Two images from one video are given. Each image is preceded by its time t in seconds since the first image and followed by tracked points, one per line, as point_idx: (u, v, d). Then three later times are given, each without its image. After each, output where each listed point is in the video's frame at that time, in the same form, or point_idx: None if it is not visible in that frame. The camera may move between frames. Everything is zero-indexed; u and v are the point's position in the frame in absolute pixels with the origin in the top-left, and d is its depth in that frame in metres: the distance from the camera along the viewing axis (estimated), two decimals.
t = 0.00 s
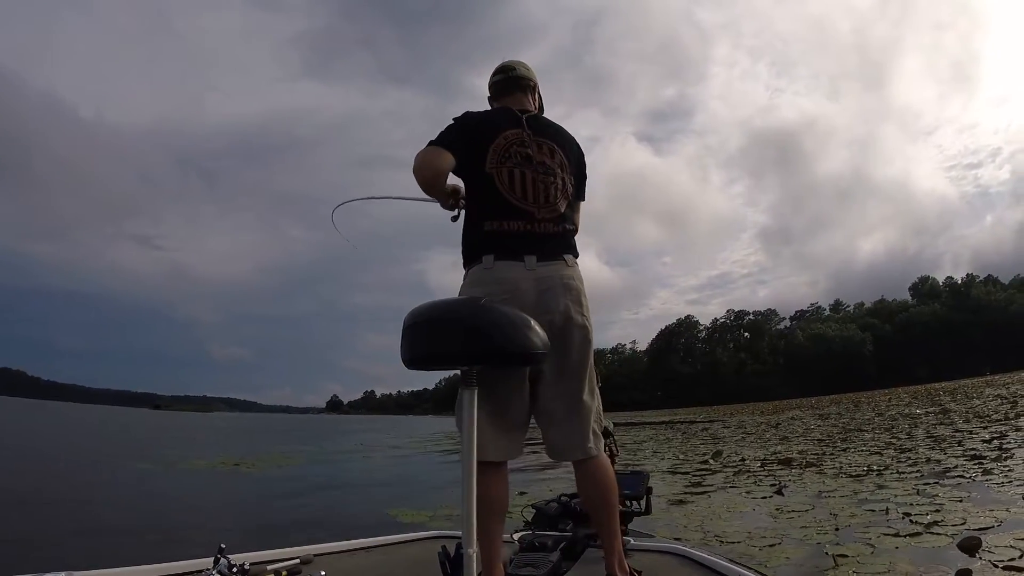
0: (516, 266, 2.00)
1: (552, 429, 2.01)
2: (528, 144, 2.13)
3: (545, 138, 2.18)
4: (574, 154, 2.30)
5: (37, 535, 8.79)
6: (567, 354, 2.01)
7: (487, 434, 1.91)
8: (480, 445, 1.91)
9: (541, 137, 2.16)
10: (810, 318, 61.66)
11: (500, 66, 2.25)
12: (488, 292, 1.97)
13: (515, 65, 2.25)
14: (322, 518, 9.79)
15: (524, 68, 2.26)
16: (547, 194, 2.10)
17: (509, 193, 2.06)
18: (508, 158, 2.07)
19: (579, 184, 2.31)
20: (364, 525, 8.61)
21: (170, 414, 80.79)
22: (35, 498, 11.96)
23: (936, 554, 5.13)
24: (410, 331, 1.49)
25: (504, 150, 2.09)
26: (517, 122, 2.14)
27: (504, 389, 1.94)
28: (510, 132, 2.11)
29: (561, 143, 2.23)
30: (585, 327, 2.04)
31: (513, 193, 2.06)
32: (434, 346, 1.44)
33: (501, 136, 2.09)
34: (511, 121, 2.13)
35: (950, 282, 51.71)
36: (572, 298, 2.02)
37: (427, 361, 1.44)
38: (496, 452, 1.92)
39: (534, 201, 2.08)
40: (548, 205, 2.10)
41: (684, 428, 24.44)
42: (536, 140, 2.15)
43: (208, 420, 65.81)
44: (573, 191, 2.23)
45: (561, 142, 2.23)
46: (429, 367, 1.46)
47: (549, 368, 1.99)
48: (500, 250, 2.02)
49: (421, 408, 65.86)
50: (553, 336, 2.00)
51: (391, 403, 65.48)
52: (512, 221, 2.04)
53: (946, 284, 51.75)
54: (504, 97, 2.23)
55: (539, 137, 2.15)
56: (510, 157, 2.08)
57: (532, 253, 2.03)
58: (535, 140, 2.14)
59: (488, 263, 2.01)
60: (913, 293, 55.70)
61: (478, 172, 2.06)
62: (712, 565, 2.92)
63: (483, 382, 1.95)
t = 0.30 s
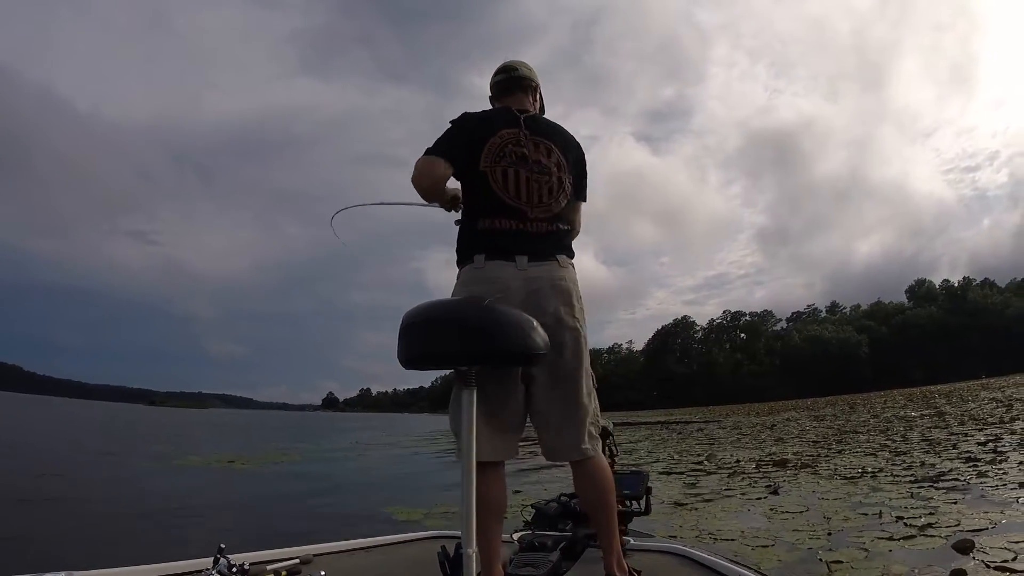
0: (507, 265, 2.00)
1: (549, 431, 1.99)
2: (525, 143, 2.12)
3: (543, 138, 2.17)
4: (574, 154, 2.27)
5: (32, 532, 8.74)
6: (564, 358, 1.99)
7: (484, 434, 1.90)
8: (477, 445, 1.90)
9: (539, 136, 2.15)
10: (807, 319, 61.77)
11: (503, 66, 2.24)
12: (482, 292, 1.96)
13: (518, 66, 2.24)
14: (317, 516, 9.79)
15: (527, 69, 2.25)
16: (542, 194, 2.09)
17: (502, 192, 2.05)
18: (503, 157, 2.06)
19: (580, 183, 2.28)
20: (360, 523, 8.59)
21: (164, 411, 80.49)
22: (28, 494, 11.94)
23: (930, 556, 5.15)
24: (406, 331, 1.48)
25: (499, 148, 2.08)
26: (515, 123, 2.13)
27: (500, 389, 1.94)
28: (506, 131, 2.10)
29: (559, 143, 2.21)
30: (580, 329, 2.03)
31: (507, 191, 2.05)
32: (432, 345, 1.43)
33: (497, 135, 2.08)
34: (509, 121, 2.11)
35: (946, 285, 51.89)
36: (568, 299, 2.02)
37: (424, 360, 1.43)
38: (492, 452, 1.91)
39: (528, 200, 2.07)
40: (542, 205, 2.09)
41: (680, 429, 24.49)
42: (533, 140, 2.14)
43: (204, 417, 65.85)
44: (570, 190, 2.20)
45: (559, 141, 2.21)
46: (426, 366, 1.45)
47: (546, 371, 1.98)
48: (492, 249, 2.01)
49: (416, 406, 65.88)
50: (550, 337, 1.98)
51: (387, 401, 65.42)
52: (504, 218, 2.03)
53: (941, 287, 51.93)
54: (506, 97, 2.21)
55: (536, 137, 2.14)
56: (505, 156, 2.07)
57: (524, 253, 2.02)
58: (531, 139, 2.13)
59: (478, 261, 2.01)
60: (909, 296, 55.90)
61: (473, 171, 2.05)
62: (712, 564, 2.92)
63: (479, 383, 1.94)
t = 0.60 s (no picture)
0: (501, 262, 2.02)
1: (552, 432, 1.97)
2: (516, 142, 2.10)
3: (542, 132, 2.12)
4: (582, 137, 2.14)
5: (25, 532, 8.72)
6: (565, 358, 1.93)
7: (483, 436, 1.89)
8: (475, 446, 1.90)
9: (536, 132, 2.11)
10: (803, 320, 61.88)
11: (515, 68, 2.23)
12: (478, 290, 2.00)
13: (529, 68, 2.22)
14: (313, 516, 9.80)
15: (537, 70, 2.23)
16: (534, 191, 2.07)
17: (494, 194, 2.09)
18: (494, 162, 2.10)
19: (595, 165, 2.14)
20: (355, 523, 8.58)
21: (160, 409, 80.38)
22: (24, 493, 11.93)
23: (925, 560, 5.15)
24: (408, 330, 1.47)
25: (493, 153, 2.12)
26: (512, 124, 2.14)
27: (501, 387, 1.95)
28: (501, 136, 2.13)
29: (561, 132, 2.13)
30: (588, 330, 2.00)
31: (498, 193, 2.09)
32: (435, 344, 1.42)
33: (489, 142, 2.13)
34: (504, 126, 2.14)
35: (943, 287, 52.04)
36: (575, 299, 1.99)
37: (426, 360, 1.42)
38: (490, 453, 1.90)
39: (519, 197, 2.07)
40: (534, 201, 2.06)
41: (677, 429, 24.54)
42: (526, 136, 2.11)
43: (200, 416, 65.78)
44: (570, 178, 2.11)
45: (558, 130, 2.12)
46: (426, 366, 1.45)
47: (556, 374, 1.93)
48: (489, 249, 2.06)
49: (413, 406, 65.87)
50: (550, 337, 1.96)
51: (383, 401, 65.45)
52: (495, 219, 2.07)
53: (938, 289, 52.06)
54: (515, 101, 2.20)
55: (530, 134, 2.11)
56: (495, 161, 2.11)
57: (518, 249, 2.03)
58: (526, 137, 2.11)
59: (475, 263, 2.07)
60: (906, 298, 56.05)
61: (467, 179, 2.13)
62: (710, 565, 2.92)
63: (479, 382, 1.94)
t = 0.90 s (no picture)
0: (509, 261, 2.03)
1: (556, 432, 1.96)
2: (518, 146, 2.14)
3: (543, 133, 2.12)
4: (584, 131, 2.11)
5: (23, 534, 8.73)
6: (569, 356, 1.91)
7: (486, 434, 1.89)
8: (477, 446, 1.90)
9: (535, 133, 2.13)
10: (801, 320, 61.91)
11: (523, 74, 2.25)
12: (484, 289, 2.03)
13: (538, 73, 2.23)
14: (310, 518, 9.79)
15: (546, 75, 2.24)
16: (534, 188, 2.08)
17: (500, 198, 2.13)
18: (498, 169, 2.16)
19: (597, 156, 2.10)
20: (353, 524, 8.60)
21: (158, 413, 80.29)
22: (20, 497, 11.93)
23: (923, 559, 5.14)
24: (408, 330, 1.47)
25: (498, 162, 2.17)
26: (516, 130, 2.18)
27: (504, 388, 1.94)
28: (504, 143, 2.18)
29: (559, 129, 2.12)
30: (596, 327, 1.98)
31: (503, 195, 2.12)
32: (435, 344, 1.43)
33: (493, 152, 2.19)
34: (509, 133, 2.18)
35: (939, 286, 52.12)
36: (583, 296, 1.97)
37: (426, 360, 1.43)
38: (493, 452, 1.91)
39: (521, 196, 2.09)
40: (537, 197, 2.07)
41: (674, 429, 24.59)
42: (528, 139, 2.13)
43: (195, 419, 65.65)
44: (572, 172, 2.08)
45: (559, 128, 2.12)
46: (426, 367, 1.45)
47: (561, 372, 1.91)
48: (497, 250, 2.10)
49: (410, 408, 65.88)
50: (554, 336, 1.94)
51: (381, 403, 65.42)
52: (502, 221, 2.11)
53: (935, 287, 52.13)
54: (524, 106, 2.23)
55: (532, 136, 2.13)
56: (501, 167, 2.15)
57: (526, 248, 2.04)
58: (527, 140, 2.13)
59: (485, 264, 2.11)
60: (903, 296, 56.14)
61: (477, 186, 2.21)
62: (709, 565, 2.92)
63: (482, 380, 1.95)
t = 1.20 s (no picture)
0: (499, 263, 2.05)
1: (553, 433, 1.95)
2: (512, 147, 2.16)
3: (536, 132, 2.12)
4: (576, 127, 2.09)
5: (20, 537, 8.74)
6: (564, 356, 1.90)
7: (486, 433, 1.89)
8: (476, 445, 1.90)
9: (530, 131, 2.13)
10: (798, 319, 62.01)
11: (527, 73, 2.26)
12: (477, 290, 2.04)
13: (541, 72, 2.24)
14: (308, 519, 9.81)
15: (549, 74, 2.24)
16: (523, 188, 2.10)
17: (492, 199, 2.16)
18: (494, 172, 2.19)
19: (589, 152, 2.07)
20: (351, 526, 8.61)
21: (155, 415, 80.27)
22: (17, 499, 11.93)
23: (921, 555, 5.15)
24: (407, 330, 1.47)
25: (495, 163, 2.20)
26: (512, 131, 2.20)
27: (503, 388, 1.94)
28: (501, 145, 2.21)
29: (551, 126, 2.11)
30: (587, 326, 1.97)
31: (496, 196, 2.15)
32: (434, 345, 1.43)
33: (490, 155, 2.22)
34: (506, 134, 2.21)
35: (936, 283, 52.25)
36: (573, 297, 1.96)
37: (426, 359, 1.43)
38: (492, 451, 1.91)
39: (511, 197, 2.11)
40: (525, 198, 2.08)
41: (672, 429, 24.62)
42: (522, 139, 2.14)
43: (192, 421, 65.64)
44: (561, 170, 2.06)
45: (551, 126, 2.11)
46: (426, 366, 1.45)
47: (559, 371, 1.91)
48: (490, 252, 2.12)
49: (408, 409, 65.90)
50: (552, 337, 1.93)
51: (378, 404, 65.48)
52: (494, 222, 2.13)
53: (932, 285, 52.25)
54: (527, 105, 2.24)
55: (525, 135, 2.13)
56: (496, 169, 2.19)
57: (517, 248, 2.04)
58: (520, 140, 2.14)
59: (479, 265, 2.14)
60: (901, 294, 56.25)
61: (475, 190, 2.25)
62: (710, 565, 2.92)
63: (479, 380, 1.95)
